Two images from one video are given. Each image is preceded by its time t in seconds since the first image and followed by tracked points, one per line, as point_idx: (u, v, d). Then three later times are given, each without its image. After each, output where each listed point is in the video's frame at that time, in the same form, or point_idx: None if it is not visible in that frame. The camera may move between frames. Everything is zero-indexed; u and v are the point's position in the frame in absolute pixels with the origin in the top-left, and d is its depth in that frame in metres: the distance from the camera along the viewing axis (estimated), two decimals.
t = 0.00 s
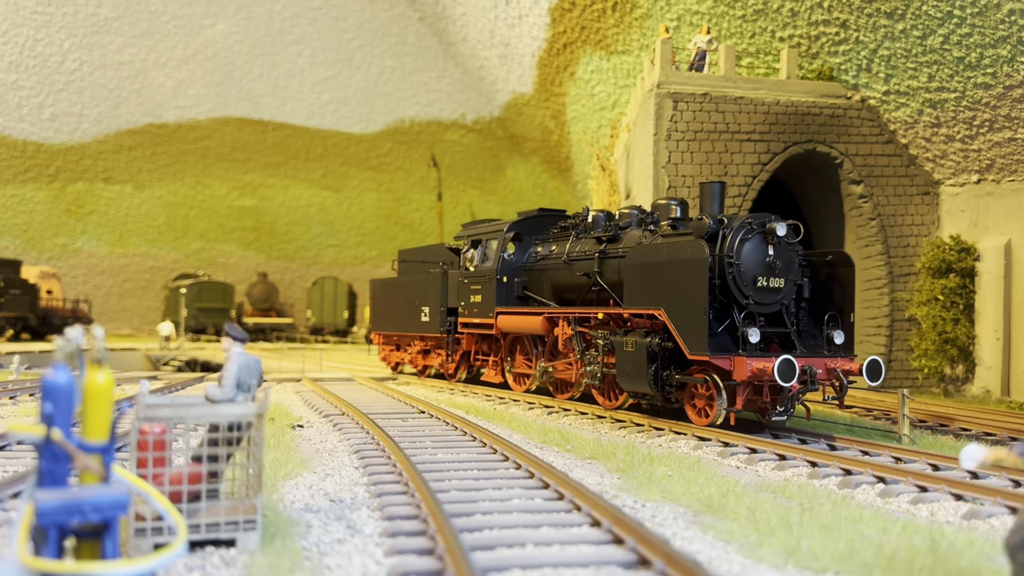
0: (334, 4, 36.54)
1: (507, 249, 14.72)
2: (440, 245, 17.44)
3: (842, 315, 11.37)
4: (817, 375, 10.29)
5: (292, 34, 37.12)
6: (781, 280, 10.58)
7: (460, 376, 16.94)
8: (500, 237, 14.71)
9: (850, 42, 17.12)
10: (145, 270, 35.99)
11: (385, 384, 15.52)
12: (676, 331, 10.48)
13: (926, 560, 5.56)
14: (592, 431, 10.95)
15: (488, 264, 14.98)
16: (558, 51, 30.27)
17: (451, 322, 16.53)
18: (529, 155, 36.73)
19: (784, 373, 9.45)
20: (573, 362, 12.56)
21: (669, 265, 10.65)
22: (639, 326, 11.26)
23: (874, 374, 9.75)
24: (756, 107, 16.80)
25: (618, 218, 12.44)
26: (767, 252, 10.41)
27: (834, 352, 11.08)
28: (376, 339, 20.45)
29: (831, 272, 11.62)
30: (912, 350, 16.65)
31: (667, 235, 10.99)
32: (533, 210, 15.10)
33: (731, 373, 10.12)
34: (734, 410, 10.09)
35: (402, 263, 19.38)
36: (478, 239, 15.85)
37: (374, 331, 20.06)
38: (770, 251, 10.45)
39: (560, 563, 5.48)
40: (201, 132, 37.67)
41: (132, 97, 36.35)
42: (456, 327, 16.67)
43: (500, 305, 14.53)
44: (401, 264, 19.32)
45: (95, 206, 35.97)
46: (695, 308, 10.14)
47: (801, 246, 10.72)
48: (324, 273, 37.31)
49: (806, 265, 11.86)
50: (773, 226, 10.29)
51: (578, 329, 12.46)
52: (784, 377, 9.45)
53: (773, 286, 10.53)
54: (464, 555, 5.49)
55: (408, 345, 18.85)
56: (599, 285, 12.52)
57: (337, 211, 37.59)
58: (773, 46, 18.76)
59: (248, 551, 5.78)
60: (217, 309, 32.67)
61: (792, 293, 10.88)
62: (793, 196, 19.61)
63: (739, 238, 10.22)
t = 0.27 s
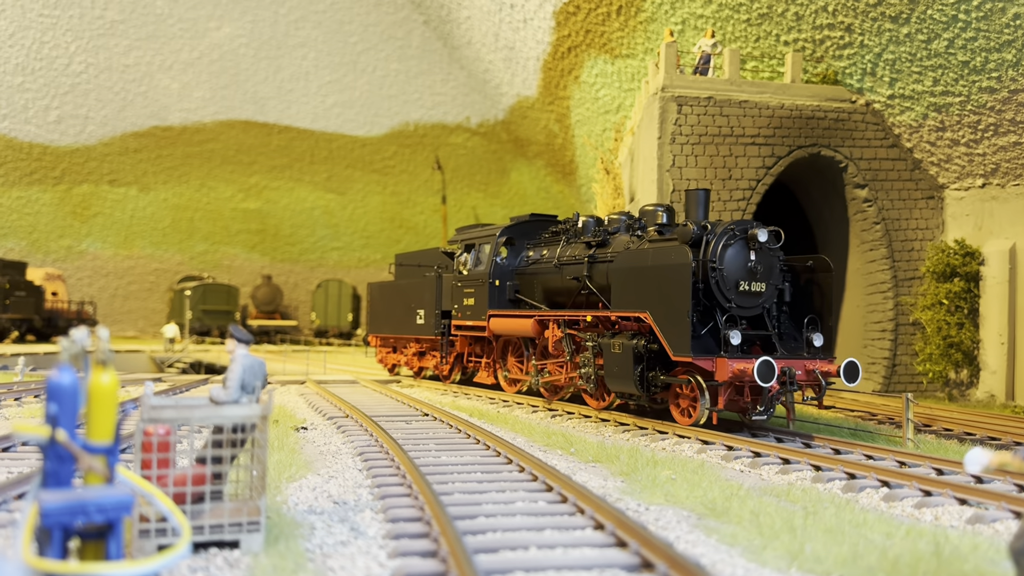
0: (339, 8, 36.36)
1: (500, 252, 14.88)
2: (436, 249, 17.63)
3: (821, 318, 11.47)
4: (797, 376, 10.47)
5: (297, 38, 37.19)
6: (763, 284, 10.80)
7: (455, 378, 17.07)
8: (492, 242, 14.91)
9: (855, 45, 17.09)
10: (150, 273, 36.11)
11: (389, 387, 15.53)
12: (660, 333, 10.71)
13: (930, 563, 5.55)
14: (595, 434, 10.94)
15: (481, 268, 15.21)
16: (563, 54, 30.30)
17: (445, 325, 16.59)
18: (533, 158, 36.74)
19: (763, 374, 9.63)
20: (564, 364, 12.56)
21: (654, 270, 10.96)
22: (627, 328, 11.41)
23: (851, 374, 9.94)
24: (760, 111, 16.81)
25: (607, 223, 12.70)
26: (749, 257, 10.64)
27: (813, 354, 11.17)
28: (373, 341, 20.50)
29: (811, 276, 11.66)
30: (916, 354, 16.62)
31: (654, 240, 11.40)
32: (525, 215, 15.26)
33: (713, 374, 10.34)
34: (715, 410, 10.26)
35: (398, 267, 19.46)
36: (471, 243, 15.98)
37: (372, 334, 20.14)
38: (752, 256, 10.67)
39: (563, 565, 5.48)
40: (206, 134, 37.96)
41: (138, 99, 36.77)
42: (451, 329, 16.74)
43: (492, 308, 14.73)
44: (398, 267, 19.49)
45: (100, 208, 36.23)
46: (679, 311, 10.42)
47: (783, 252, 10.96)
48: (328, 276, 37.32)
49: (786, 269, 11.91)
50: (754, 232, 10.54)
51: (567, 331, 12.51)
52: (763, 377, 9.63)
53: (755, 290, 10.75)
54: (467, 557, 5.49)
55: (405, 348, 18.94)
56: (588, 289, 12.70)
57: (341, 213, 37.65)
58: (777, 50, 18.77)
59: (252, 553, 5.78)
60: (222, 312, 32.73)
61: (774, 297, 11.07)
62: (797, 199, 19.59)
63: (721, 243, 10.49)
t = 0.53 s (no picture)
0: (344, 11, 36.52)
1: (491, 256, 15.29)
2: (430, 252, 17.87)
3: (800, 321, 11.82)
4: (777, 376, 10.86)
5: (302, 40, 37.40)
6: (744, 287, 11.28)
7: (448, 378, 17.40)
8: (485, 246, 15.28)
9: (859, 49, 17.42)
10: (154, 274, 36.12)
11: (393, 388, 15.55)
12: (645, 335, 11.12)
13: (933, 565, 5.53)
14: (598, 436, 10.94)
15: (474, 271, 15.52)
16: (566, 57, 30.34)
17: (438, 326, 16.85)
18: (536, 160, 36.74)
19: (744, 374, 10.12)
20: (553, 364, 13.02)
21: (638, 274, 11.39)
22: (614, 329, 11.85)
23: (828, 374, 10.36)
24: (764, 113, 16.80)
25: (596, 227, 13.14)
26: (731, 262, 11.13)
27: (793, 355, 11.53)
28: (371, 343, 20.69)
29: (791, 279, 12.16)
30: (919, 357, 16.56)
31: (640, 244, 11.77)
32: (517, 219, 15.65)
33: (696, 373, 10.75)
34: (697, 408, 10.70)
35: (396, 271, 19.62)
36: (463, 246, 16.30)
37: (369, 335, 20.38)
38: (733, 261, 11.15)
39: (565, 566, 5.48)
40: (211, 136, 38.15)
41: (142, 101, 37.15)
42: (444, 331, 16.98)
43: (484, 310, 15.09)
44: (395, 270, 19.74)
45: (105, 209, 36.39)
46: (663, 313, 10.84)
47: (763, 256, 11.43)
48: (332, 278, 37.30)
49: (768, 272, 12.32)
50: (735, 237, 11.06)
51: (556, 333, 12.94)
52: (743, 377, 10.12)
53: (737, 294, 11.21)
54: (469, 558, 5.49)
55: (401, 350, 19.19)
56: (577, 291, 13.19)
57: (345, 215, 37.72)
58: (781, 52, 19.37)
59: (254, 553, 5.78)
60: (226, 313, 32.73)
61: (755, 300, 11.54)
62: (800, 202, 19.60)
63: (704, 247, 10.98)
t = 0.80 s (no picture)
0: (348, 13, 36.78)
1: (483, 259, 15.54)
2: (425, 255, 18.07)
3: (780, 322, 12.19)
4: (757, 376, 11.24)
5: (305, 42, 37.55)
6: (727, 290, 11.49)
7: (443, 379, 17.62)
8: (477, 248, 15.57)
9: (862, 52, 17.45)
10: (158, 275, 36.19)
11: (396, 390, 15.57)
12: (631, 336, 11.35)
13: (938, 568, 5.53)
14: (602, 438, 10.93)
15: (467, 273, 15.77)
16: (570, 60, 30.38)
17: (432, 327, 17.12)
18: (540, 162, 36.82)
19: (724, 373, 10.46)
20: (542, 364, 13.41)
21: (624, 277, 11.58)
22: (602, 331, 12.10)
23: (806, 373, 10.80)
24: (767, 117, 16.81)
25: (585, 232, 13.29)
26: (715, 265, 11.33)
27: (772, 356, 11.92)
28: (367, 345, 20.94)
29: (772, 283, 12.47)
30: (922, 361, 16.53)
31: (626, 248, 11.93)
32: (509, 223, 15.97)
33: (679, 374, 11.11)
34: (681, 407, 11.04)
35: (392, 272, 19.86)
36: (457, 250, 16.63)
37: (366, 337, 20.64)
38: (716, 264, 11.36)
39: (569, 568, 5.49)
40: (215, 138, 38.24)
41: (147, 103, 37.26)
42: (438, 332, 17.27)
43: (476, 312, 15.32)
44: (391, 272, 20.00)
45: (108, 210, 36.50)
46: (648, 315, 11.05)
47: (745, 260, 11.66)
48: (335, 280, 37.31)
49: (750, 275, 12.63)
50: (718, 242, 11.27)
51: (546, 334, 13.21)
52: (723, 376, 10.46)
53: (720, 296, 11.43)
54: (472, 559, 5.50)
55: (397, 351, 19.47)
56: (567, 294, 13.35)
57: (349, 217, 37.74)
58: (785, 56, 19.38)
59: (259, 554, 5.76)
60: (230, 314, 32.77)
61: (738, 302, 11.79)
62: (804, 205, 19.57)
63: (688, 252, 11.17)
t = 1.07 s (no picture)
0: (352, 15, 37.17)
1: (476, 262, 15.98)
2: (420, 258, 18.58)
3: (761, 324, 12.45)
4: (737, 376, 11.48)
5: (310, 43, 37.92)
6: (710, 293, 11.74)
7: (437, 378, 18.13)
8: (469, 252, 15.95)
9: (865, 55, 17.54)
10: (160, 276, 36.20)
11: (398, 392, 15.58)
12: (617, 338, 11.64)
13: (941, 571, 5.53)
14: (604, 440, 10.93)
15: (459, 276, 16.21)
16: (573, 62, 30.41)
17: (426, 329, 17.66)
18: (543, 164, 36.84)
19: (704, 372, 10.77)
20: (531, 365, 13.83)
21: (610, 280, 11.91)
22: (590, 332, 12.43)
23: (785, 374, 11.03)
24: (771, 119, 16.80)
25: (574, 235, 13.70)
26: (697, 269, 11.60)
27: (753, 357, 12.12)
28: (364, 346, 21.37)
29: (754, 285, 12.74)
30: (925, 364, 16.48)
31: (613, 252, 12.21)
32: (501, 227, 16.41)
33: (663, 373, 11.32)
34: (665, 406, 11.26)
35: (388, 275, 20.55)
36: (450, 253, 17.04)
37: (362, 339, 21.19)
38: (700, 268, 11.63)
39: (571, 570, 5.48)
40: (218, 139, 38.33)
41: (150, 104, 37.47)
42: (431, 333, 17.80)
43: (468, 314, 15.79)
44: (387, 274, 20.58)
45: (111, 211, 36.52)
46: (633, 317, 11.33)
47: (728, 264, 11.93)
48: (337, 281, 37.32)
49: (733, 279, 12.88)
50: (701, 246, 11.55)
51: (535, 335, 13.67)
52: (704, 376, 10.76)
53: (703, 299, 11.68)
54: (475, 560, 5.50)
55: (392, 351, 20.05)
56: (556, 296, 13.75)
57: (351, 218, 37.76)
58: (788, 58, 19.45)
59: (261, 555, 5.75)
60: (233, 315, 32.78)
61: (721, 305, 12.03)
62: (808, 208, 19.55)
63: (672, 256, 11.46)
